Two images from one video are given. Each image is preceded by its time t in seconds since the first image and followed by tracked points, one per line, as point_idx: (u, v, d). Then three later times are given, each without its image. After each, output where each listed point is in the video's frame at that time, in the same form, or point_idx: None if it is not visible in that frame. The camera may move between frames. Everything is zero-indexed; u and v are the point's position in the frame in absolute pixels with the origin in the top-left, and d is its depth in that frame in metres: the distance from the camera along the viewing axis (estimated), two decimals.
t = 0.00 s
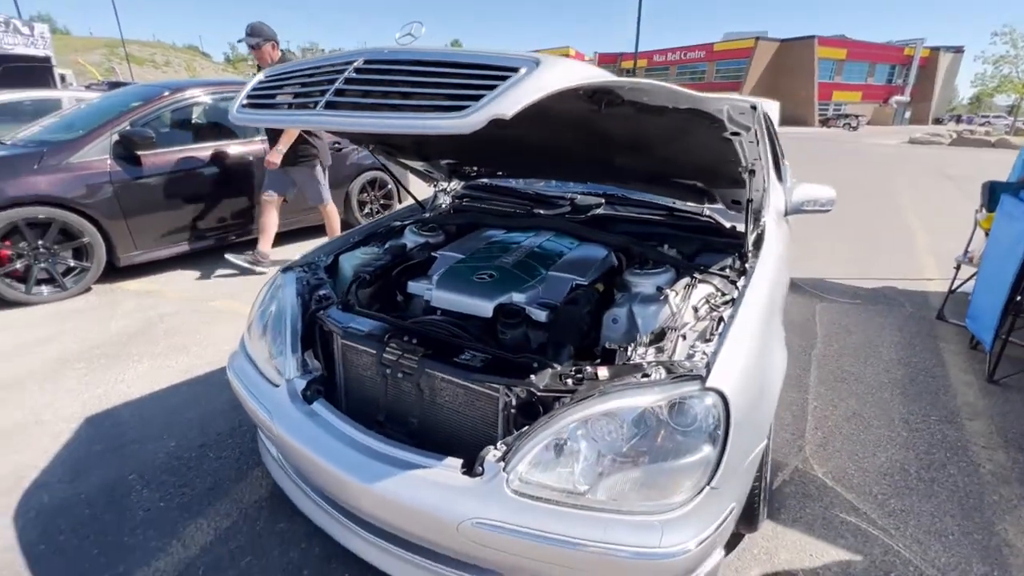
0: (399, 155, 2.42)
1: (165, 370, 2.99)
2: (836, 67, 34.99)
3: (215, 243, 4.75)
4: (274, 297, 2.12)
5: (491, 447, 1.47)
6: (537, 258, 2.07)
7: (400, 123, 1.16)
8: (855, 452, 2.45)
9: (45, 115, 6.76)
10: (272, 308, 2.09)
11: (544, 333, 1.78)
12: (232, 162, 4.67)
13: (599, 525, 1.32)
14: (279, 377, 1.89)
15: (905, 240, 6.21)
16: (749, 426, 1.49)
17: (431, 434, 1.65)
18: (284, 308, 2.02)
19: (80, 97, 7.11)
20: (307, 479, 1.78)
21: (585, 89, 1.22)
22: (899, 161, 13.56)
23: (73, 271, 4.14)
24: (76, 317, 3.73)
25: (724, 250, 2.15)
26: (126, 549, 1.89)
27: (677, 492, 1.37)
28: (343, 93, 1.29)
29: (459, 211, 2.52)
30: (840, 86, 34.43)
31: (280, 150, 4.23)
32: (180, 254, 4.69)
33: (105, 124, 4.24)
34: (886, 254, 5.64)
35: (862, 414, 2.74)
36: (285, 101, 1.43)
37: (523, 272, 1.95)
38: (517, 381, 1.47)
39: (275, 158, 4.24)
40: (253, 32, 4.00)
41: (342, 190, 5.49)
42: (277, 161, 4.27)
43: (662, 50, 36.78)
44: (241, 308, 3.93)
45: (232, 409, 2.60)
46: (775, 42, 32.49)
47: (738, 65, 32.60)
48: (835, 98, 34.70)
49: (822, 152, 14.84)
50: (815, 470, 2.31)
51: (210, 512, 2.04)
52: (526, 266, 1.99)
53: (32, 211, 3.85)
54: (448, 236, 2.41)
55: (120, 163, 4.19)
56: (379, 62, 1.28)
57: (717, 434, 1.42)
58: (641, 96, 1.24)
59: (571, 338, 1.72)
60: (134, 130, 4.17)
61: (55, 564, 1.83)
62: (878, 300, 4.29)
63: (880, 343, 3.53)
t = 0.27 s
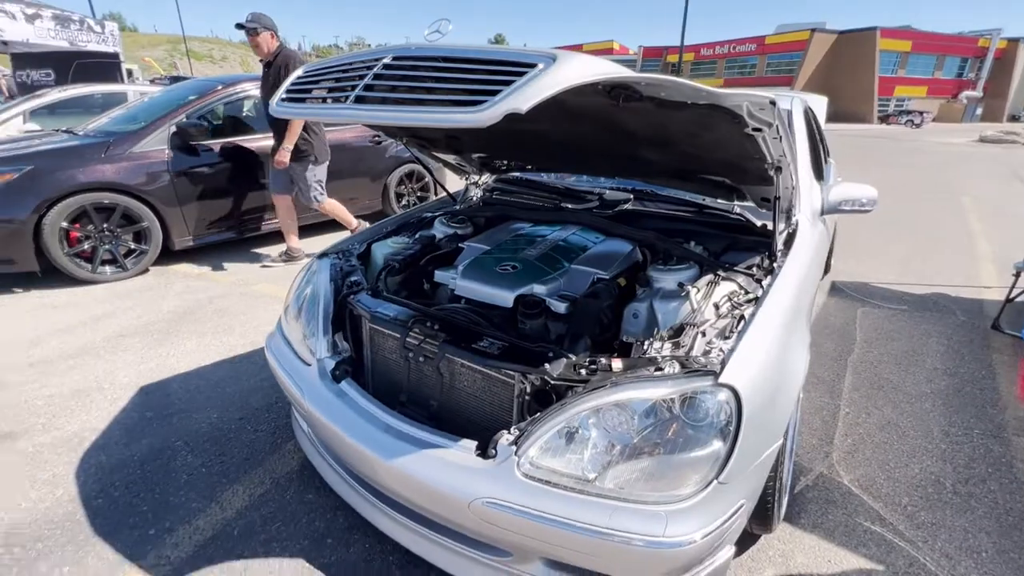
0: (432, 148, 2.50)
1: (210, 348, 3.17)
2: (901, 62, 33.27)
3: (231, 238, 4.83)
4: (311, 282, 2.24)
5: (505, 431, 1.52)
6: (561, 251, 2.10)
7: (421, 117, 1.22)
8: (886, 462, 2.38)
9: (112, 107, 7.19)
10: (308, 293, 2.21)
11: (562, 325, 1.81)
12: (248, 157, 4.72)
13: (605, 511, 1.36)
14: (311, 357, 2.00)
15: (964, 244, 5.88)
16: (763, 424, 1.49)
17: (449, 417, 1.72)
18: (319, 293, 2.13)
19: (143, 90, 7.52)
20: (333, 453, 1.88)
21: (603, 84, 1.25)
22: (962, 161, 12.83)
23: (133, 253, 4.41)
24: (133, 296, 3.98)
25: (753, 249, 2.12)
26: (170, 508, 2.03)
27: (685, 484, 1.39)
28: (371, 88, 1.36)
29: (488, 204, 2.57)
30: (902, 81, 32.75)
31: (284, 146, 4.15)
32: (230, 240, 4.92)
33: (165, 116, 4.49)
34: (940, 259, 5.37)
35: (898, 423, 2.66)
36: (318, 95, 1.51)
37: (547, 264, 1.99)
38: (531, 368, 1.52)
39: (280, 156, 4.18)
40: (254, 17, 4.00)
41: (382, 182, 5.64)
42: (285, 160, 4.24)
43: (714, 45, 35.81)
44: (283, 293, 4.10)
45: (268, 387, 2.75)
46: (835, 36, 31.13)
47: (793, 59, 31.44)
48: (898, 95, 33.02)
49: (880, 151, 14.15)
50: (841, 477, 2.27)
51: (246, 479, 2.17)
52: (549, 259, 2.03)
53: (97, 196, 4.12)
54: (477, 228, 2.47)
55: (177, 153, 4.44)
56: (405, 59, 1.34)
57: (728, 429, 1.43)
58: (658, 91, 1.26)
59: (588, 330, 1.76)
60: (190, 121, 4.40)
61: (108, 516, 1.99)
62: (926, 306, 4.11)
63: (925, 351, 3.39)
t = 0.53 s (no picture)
0: (454, 143, 2.54)
1: (239, 335, 3.28)
2: (943, 58, 32.14)
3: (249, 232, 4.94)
4: (336, 272, 2.31)
5: (520, 419, 1.56)
6: (581, 245, 2.12)
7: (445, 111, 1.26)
8: (908, 464, 2.35)
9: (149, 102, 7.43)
10: (333, 282, 2.29)
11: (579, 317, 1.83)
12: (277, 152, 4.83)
13: (617, 498, 1.38)
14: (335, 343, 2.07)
15: (1001, 246, 5.69)
16: (777, 418, 1.50)
17: (466, 404, 1.76)
18: (344, 282, 2.21)
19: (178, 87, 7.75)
20: (355, 436, 1.95)
21: (622, 79, 1.27)
22: (1002, 160, 12.40)
23: (169, 243, 4.57)
24: (168, 284, 4.14)
25: (774, 245, 2.11)
26: (203, 484, 2.13)
27: (697, 474, 1.41)
28: (396, 84, 1.41)
29: (509, 198, 2.61)
30: (942, 78, 31.69)
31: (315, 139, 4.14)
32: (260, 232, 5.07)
33: (200, 111, 4.64)
34: (975, 261, 5.20)
35: (922, 426, 2.61)
36: (347, 90, 1.57)
37: (565, 258, 2.01)
38: (547, 358, 1.55)
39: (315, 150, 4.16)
40: (249, 4, 3.96)
41: (406, 176, 5.73)
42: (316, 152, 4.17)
43: (746, 40, 35.13)
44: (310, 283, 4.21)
45: (294, 373, 2.84)
46: (873, 30, 30.24)
47: (827, 55, 30.68)
48: (939, 92, 31.93)
49: (917, 149, 13.73)
50: (860, 477, 2.25)
51: (273, 459, 2.25)
52: (568, 253, 2.05)
53: (136, 187, 4.29)
54: (498, 221, 2.51)
55: (211, 147, 4.58)
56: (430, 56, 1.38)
57: (741, 422, 1.44)
58: (677, 85, 1.28)
59: (604, 322, 1.77)
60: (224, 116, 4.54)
61: (145, 489, 2.09)
62: (958, 308, 4.00)
63: (953, 354, 3.31)
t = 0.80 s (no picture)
0: (469, 139, 2.57)
1: (257, 327, 3.35)
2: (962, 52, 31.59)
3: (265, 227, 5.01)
4: (354, 265, 2.36)
5: (537, 409, 1.60)
6: (595, 240, 2.14)
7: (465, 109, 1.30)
8: (921, 459, 2.35)
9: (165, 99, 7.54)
10: (351, 275, 2.33)
11: (593, 310, 1.85)
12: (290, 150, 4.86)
13: (632, 487, 1.42)
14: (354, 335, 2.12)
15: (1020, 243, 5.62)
16: (790, 410, 1.53)
17: (482, 395, 1.80)
18: (362, 275, 2.26)
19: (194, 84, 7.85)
20: (374, 426, 2.00)
21: (639, 76, 1.29)
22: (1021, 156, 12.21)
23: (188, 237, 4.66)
24: (188, 278, 4.22)
25: (787, 241, 2.13)
26: (226, 470, 2.19)
27: (710, 464, 1.45)
28: (419, 82, 1.44)
29: (523, 193, 2.64)
30: (960, 73, 31.19)
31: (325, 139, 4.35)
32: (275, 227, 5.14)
33: (218, 109, 4.72)
34: (993, 258, 5.14)
35: (936, 422, 2.61)
36: (369, 88, 1.61)
37: (580, 252, 2.04)
38: (563, 350, 1.58)
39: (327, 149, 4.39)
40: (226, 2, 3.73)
41: (419, 172, 5.78)
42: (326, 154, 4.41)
43: (761, 35, 34.77)
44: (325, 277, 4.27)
45: (311, 365, 2.90)
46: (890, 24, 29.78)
47: (843, 50, 30.29)
48: (958, 86, 31.39)
49: (935, 144, 13.52)
50: (873, 472, 2.26)
51: (293, 448, 2.31)
52: (583, 248, 2.08)
53: (157, 183, 4.37)
54: (513, 216, 2.54)
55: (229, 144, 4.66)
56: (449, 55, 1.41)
57: (754, 414, 1.47)
58: (694, 82, 1.30)
59: (619, 316, 1.80)
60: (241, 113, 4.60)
61: (171, 475, 2.16)
62: (973, 305, 3.97)
63: (969, 351, 3.30)
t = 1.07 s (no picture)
0: (477, 133, 2.59)
1: (266, 319, 3.39)
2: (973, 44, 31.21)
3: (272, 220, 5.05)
4: (363, 258, 2.39)
5: (544, 400, 1.63)
6: (602, 234, 2.17)
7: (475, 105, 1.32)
8: (924, 452, 2.37)
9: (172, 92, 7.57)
10: (361, 268, 2.37)
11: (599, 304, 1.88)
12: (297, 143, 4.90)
13: (638, 476, 1.45)
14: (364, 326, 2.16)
15: None
16: (794, 402, 1.55)
17: (490, 386, 1.83)
18: (372, 268, 2.29)
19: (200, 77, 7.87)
20: (384, 416, 2.04)
21: (647, 72, 1.31)
22: None
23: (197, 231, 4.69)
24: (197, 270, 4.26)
25: (793, 235, 2.14)
26: (239, 459, 2.23)
27: (714, 455, 1.48)
28: (429, 78, 1.47)
29: (530, 187, 2.66)
30: (971, 65, 30.86)
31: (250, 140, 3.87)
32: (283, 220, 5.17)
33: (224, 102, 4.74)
34: (1000, 253, 5.13)
35: (938, 416, 2.63)
36: (380, 84, 1.64)
37: (587, 246, 2.07)
38: (570, 342, 1.61)
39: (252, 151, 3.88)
40: None
41: (425, 165, 5.80)
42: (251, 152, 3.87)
43: (768, 27, 34.47)
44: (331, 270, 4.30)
45: (319, 357, 2.94)
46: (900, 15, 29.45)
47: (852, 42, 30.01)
48: (968, 79, 31.04)
49: (945, 138, 13.40)
50: (876, 465, 2.29)
51: (304, 437, 2.35)
52: (589, 242, 2.10)
53: (167, 176, 4.41)
54: (520, 210, 2.56)
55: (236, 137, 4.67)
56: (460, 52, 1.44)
57: (758, 406, 1.50)
58: (702, 79, 1.32)
59: (625, 309, 1.82)
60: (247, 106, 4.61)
61: (185, 463, 2.20)
62: (978, 300, 3.98)
63: (973, 346, 3.31)
